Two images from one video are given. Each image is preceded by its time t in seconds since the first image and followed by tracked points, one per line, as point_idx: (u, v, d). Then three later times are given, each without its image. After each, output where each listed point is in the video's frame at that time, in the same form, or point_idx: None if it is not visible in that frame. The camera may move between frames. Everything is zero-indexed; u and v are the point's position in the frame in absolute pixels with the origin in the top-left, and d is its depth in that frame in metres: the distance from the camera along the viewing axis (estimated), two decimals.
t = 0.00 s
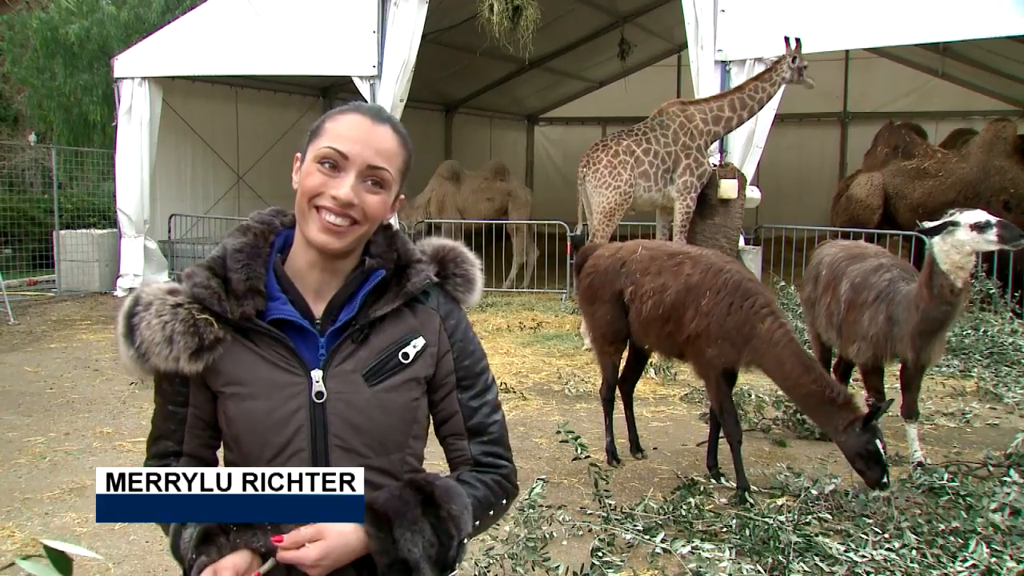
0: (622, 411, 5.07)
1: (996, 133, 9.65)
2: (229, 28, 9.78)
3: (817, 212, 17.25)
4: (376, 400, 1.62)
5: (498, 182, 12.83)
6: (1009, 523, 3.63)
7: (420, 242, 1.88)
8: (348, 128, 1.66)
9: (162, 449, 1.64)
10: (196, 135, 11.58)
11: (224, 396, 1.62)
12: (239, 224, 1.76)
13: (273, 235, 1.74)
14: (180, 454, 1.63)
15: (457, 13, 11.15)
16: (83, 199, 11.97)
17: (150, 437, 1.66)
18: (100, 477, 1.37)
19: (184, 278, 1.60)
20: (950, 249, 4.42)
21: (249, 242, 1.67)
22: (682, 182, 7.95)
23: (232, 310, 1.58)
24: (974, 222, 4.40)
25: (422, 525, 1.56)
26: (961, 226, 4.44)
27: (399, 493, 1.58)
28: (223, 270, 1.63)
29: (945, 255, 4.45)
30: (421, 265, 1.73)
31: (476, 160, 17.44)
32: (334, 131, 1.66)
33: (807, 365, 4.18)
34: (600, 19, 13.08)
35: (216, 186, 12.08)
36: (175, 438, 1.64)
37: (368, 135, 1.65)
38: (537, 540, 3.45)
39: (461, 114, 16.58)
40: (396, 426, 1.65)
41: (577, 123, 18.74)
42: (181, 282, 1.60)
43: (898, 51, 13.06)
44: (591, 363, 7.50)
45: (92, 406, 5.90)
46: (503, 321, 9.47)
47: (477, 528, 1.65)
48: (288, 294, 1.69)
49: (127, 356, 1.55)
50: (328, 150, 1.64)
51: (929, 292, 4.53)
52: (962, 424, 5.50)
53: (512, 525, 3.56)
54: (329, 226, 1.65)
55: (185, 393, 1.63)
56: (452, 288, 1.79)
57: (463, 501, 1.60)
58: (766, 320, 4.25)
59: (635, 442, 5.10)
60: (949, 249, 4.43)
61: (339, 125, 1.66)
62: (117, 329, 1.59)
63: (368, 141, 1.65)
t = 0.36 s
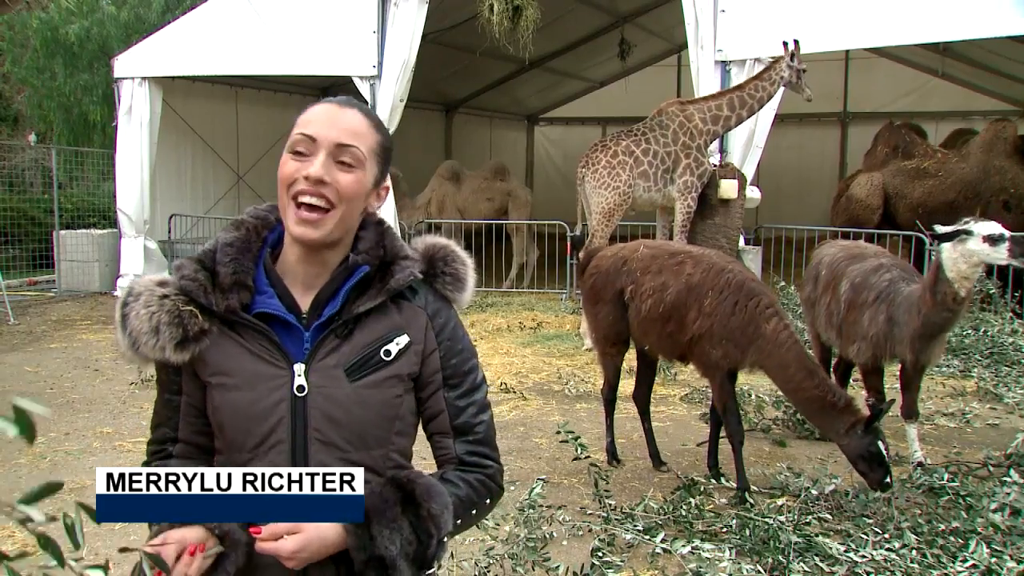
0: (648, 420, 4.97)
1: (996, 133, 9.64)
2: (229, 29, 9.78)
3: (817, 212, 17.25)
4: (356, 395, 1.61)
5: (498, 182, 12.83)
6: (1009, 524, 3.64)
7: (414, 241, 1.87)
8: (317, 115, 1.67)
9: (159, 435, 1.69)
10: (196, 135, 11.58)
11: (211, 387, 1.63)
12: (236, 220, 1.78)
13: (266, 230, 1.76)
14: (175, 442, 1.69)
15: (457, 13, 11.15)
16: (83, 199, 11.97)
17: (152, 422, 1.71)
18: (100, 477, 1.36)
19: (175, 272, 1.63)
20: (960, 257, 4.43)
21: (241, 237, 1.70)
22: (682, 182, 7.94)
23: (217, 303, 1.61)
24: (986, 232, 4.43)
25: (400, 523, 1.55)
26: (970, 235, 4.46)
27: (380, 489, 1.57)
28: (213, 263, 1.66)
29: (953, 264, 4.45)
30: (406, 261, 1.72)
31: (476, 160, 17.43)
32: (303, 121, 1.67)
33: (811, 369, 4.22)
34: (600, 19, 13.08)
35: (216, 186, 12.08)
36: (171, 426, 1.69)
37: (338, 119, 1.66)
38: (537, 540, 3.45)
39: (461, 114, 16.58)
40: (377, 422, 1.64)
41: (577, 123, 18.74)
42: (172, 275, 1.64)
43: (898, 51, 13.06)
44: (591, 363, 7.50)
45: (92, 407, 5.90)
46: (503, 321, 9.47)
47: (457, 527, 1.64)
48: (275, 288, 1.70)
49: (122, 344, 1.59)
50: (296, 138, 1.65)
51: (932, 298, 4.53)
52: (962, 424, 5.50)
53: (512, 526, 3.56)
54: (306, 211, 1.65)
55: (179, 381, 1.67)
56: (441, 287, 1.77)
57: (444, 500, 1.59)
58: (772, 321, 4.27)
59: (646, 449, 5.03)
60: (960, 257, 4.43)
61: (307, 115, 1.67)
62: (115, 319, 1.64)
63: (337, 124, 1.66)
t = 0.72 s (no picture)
0: (649, 421, 4.97)
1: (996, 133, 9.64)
2: (229, 28, 9.79)
3: (817, 212, 17.25)
4: (347, 386, 1.62)
5: (498, 182, 12.83)
6: (1009, 524, 3.64)
7: (415, 237, 1.86)
8: (306, 110, 1.69)
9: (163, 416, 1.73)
10: (196, 135, 11.58)
11: (211, 372, 1.67)
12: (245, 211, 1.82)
13: (270, 223, 1.79)
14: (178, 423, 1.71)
15: (457, 13, 11.15)
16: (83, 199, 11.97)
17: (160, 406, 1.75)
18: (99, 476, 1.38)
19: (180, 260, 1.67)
20: (978, 279, 4.46)
21: (245, 228, 1.74)
22: (682, 183, 7.94)
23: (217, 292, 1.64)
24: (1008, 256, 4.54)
25: (388, 514, 1.53)
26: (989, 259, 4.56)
27: (370, 480, 1.55)
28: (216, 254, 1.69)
29: (968, 283, 4.47)
30: (400, 257, 1.72)
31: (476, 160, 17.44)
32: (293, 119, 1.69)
33: (811, 372, 4.23)
34: (600, 19, 13.08)
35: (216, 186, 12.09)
36: (176, 409, 1.72)
37: (323, 111, 1.67)
38: (537, 540, 3.45)
39: (461, 113, 16.58)
40: (368, 414, 1.64)
41: (577, 123, 18.75)
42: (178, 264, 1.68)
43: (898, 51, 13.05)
44: (592, 363, 7.50)
45: (92, 407, 5.90)
46: (503, 321, 9.47)
47: (446, 519, 1.64)
48: (275, 280, 1.72)
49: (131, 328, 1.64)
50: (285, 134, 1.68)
51: (939, 310, 4.54)
52: (962, 424, 5.50)
53: (512, 526, 3.56)
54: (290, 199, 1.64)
55: (184, 366, 1.70)
56: (436, 282, 1.75)
57: (432, 493, 1.58)
58: (773, 321, 4.27)
59: (648, 450, 5.02)
60: (977, 279, 4.46)
61: (298, 112, 1.70)
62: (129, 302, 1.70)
63: (322, 116, 1.67)
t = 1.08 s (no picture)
0: (648, 421, 4.98)
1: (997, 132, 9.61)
2: (230, 28, 9.79)
3: (818, 212, 17.25)
4: (383, 379, 1.62)
5: (500, 182, 12.84)
6: (1009, 524, 3.64)
7: (452, 237, 1.85)
8: (356, 111, 1.71)
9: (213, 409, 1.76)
10: (196, 135, 11.58)
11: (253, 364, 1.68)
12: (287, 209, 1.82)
13: (314, 222, 1.80)
14: (225, 416, 1.75)
15: (457, 13, 11.16)
16: (84, 199, 11.97)
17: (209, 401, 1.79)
18: (100, 477, 1.38)
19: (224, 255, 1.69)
20: (986, 330, 4.44)
21: (288, 226, 1.75)
22: (682, 182, 7.92)
23: (259, 286, 1.66)
24: None
25: (423, 504, 1.53)
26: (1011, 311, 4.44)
27: (406, 470, 1.55)
28: (258, 250, 1.71)
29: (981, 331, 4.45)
30: (437, 254, 1.71)
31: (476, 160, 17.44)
32: (344, 120, 1.72)
33: (811, 371, 4.23)
34: (600, 19, 13.08)
35: (217, 186, 12.09)
36: (223, 401, 1.76)
37: (374, 114, 1.70)
38: (537, 540, 3.46)
39: (461, 114, 16.58)
40: (405, 408, 1.64)
41: (577, 124, 18.75)
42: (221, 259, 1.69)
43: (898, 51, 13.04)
44: (592, 363, 7.50)
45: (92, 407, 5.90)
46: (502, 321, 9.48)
47: (479, 513, 1.64)
48: (315, 275, 1.73)
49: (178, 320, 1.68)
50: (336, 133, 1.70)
51: (944, 339, 4.54)
52: (963, 424, 5.50)
53: (512, 526, 3.57)
54: (338, 195, 1.66)
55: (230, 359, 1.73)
56: (472, 280, 1.74)
57: (467, 484, 1.56)
58: (774, 321, 4.27)
59: (647, 450, 5.02)
60: (985, 331, 4.44)
61: (349, 113, 1.73)
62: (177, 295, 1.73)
63: (373, 119, 1.69)
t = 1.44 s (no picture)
0: (647, 422, 4.98)
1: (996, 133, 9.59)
2: (230, 28, 9.79)
3: (818, 212, 17.25)
4: (479, 387, 1.66)
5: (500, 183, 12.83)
6: (1009, 524, 3.64)
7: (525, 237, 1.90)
8: (428, 122, 1.74)
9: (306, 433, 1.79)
10: (196, 135, 11.59)
11: (345, 384, 1.70)
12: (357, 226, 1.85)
13: (387, 237, 1.83)
14: (319, 437, 1.77)
15: (457, 13, 11.16)
16: (83, 199, 11.97)
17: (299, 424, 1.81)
18: (102, 476, 1.37)
19: (305, 281, 1.73)
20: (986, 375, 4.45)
21: (364, 243, 1.77)
22: (681, 182, 7.91)
23: (347, 305, 1.68)
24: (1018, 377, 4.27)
25: (527, 505, 1.62)
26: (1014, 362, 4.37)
27: (505, 474, 1.64)
28: (339, 271, 1.73)
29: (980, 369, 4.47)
30: (518, 256, 1.76)
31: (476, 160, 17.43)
32: (416, 130, 1.75)
33: (809, 366, 4.23)
34: (600, 19, 13.08)
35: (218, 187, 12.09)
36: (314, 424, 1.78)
37: (448, 124, 1.73)
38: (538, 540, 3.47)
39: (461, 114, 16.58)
40: (503, 412, 1.69)
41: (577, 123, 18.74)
42: (303, 283, 1.73)
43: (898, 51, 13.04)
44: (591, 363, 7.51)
45: (92, 406, 5.90)
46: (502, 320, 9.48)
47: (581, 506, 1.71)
48: (398, 289, 1.76)
49: (266, 349, 1.69)
50: (413, 146, 1.73)
51: (945, 357, 4.61)
52: (963, 424, 5.51)
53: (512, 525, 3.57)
54: (426, 209, 1.70)
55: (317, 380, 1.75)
56: (552, 278, 1.80)
57: (565, 480, 1.66)
58: (771, 323, 4.28)
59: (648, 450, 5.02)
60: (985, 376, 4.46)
61: (420, 123, 1.75)
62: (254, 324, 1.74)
63: (449, 129, 1.73)
